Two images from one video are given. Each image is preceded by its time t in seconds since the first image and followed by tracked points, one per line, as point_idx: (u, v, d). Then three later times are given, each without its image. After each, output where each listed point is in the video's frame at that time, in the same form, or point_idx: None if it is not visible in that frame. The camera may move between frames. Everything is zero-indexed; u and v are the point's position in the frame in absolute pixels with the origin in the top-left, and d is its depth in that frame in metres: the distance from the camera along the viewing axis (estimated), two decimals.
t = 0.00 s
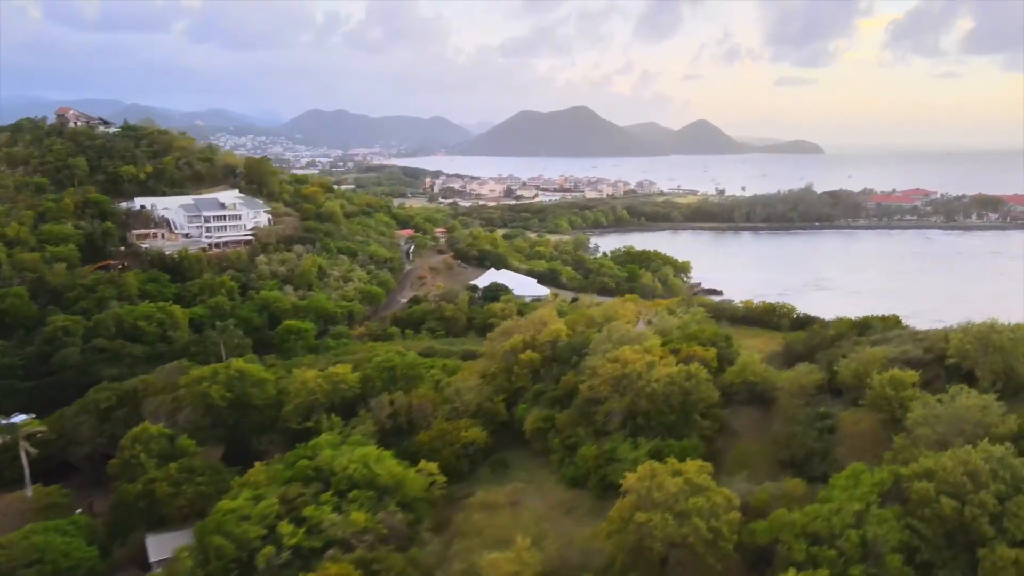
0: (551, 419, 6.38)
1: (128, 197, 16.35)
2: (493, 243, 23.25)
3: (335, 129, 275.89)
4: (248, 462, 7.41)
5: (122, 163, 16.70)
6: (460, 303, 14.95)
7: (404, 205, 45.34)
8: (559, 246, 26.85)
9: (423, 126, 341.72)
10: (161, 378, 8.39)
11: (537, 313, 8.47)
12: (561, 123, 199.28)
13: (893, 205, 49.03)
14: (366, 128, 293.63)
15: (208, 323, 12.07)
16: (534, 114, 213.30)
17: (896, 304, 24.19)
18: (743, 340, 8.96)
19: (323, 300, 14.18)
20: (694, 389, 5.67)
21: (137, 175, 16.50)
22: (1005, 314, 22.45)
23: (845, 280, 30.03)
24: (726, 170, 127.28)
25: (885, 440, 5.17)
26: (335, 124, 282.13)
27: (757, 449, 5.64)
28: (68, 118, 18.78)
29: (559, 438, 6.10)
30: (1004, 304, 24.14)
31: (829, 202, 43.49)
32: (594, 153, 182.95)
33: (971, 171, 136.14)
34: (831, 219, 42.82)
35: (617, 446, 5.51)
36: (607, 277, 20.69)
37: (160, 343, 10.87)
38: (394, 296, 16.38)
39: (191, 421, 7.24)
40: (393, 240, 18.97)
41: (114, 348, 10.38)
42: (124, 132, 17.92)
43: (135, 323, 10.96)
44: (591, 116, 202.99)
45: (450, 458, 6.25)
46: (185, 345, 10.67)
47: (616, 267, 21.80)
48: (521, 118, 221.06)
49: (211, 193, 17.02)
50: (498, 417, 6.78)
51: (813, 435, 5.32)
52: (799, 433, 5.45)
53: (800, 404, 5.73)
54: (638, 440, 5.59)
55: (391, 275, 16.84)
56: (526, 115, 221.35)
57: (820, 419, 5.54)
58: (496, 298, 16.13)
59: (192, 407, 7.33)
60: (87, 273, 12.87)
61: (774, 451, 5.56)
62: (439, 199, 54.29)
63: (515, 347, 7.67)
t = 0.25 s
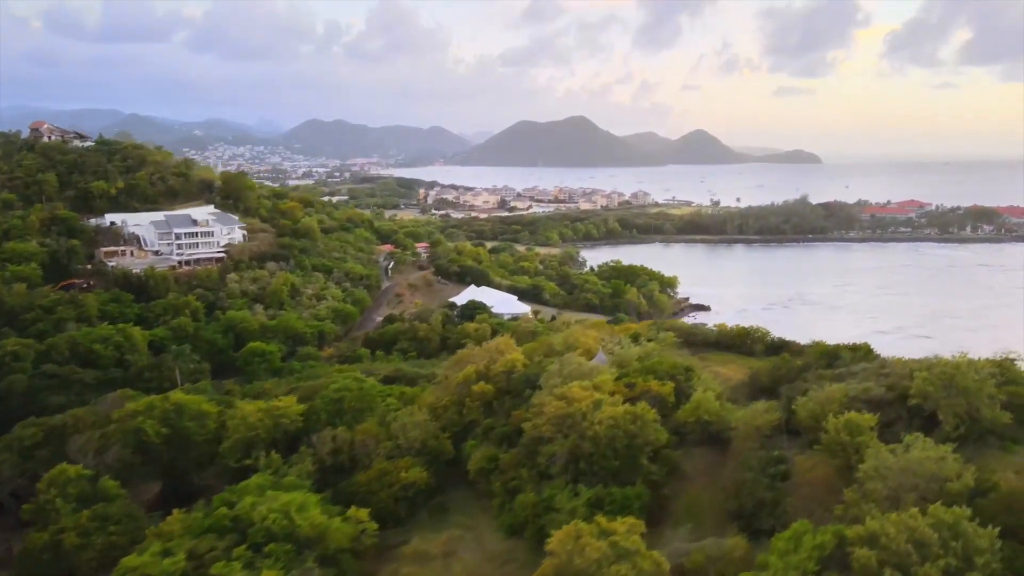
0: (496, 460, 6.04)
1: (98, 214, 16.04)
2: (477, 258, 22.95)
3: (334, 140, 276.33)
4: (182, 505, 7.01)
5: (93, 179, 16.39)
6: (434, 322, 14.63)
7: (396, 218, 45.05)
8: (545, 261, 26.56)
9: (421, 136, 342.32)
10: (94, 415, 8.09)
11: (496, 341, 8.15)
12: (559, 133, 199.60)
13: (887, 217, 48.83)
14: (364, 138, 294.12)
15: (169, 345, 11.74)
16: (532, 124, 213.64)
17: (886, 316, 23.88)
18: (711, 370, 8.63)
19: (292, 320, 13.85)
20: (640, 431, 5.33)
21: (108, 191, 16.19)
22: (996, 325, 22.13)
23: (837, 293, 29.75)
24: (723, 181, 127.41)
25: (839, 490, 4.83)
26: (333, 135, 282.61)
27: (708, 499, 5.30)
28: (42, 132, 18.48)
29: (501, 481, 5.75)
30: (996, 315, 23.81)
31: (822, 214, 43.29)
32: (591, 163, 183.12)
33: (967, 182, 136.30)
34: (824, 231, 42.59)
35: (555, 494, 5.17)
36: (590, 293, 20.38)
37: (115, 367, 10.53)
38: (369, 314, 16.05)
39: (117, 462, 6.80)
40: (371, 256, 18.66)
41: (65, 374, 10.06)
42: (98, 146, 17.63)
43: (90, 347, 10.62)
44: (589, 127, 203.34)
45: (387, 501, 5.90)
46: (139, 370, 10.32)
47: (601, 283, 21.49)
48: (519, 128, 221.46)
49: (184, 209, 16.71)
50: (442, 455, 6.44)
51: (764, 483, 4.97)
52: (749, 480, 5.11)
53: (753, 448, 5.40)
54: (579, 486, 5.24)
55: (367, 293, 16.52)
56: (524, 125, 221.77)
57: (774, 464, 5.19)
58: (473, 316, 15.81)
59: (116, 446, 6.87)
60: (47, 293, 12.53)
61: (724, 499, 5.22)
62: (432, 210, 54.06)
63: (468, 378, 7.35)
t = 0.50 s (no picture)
0: (433, 503, 5.74)
1: (67, 231, 15.72)
2: (461, 273, 22.63)
3: (332, 150, 276.76)
4: (109, 550, 6.84)
5: (63, 195, 16.09)
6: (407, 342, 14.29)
7: (387, 230, 44.79)
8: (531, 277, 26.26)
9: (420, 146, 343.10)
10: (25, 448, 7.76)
11: (450, 370, 7.85)
12: (557, 144, 199.88)
13: (881, 229, 48.58)
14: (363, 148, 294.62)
15: (128, 368, 11.40)
16: (530, 133, 213.96)
17: (875, 329, 23.51)
18: (676, 400, 8.32)
19: (261, 340, 13.52)
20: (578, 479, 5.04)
21: (78, 208, 15.89)
22: (987, 338, 21.77)
23: (828, 306, 29.40)
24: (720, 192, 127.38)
25: (786, 543, 4.49)
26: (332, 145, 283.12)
27: (650, 550, 4.98)
28: (15, 146, 18.18)
29: (436, 527, 5.41)
30: (987, 328, 23.47)
31: (815, 226, 43.04)
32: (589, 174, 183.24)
33: (965, 192, 136.31)
34: (817, 244, 42.34)
35: (485, 546, 4.86)
36: (573, 310, 20.04)
37: (67, 393, 10.19)
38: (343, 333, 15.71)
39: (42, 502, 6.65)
40: (348, 272, 18.36)
41: (13, 400, 9.72)
42: (70, 162, 17.34)
43: (41, 372, 10.28)
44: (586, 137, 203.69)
45: (316, 548, 5.61)
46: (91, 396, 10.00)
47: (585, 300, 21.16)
48: (517, 139, 221.80)
49: (156, 225, 16.40)
50: (381, 496, 6.13)
51: (707, 536, 4.65)
52: (693, 531, 4.78)
53: (702, 494, 5.06)
54: (512, 538, 4.95)
55: (341, 311, 16.20)
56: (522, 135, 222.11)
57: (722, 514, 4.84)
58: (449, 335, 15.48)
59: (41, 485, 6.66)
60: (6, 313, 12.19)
61: (668, 551, 4.90)
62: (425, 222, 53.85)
63: (416, 412, 7.06)
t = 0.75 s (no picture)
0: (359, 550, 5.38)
1: (33, 245, 15.40)
2: (442, 285, 22.27)
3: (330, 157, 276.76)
4: None
5: (29, 209, 15.77)
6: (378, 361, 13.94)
7: (376, 240, 44.46)
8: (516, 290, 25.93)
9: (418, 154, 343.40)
10: None
11: (399, 399, 7.51)
12: (554, 152, 199.88)
13: (875, 238, 48.23)
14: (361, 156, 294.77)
15: (81, 391, 11.09)
16: (527, 141, 214.02)
17: (865, 340, 23.14)
18: (638, 430, 7.99)
19: (226, 358, 13.13)
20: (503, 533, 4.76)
21: (44, 221, 15.56)
22: (979, 351, 21.39)
23: (818, 317, 29.04)
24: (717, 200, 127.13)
25: None
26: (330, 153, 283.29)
27: None
28: None
29: None
30: (979, 341, 23.12)
31: (808, 235, 42.71)
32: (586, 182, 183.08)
33: (962, 199, 135.93)
34: (810, 254, 42.01)
35: None
36: (555, 324, 19.68)
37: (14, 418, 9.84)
38: (314, 350, 15.35)
39: None
40: (324, 287, 18.00)
41: None
42: (39, 174, 17.02)
43: None
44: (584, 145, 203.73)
45: None
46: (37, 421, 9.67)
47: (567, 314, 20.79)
48: (514, 147, 221.83)
49: (126, 239, 16.04)
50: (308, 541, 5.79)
51: None
52: None
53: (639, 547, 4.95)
54: None
55: (314, 327, 15.83)
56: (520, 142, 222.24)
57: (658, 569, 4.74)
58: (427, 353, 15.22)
59: None
60: None
61: None
62: (416, 231, 53.55)
63: (356, 446, 6.70)
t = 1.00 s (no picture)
0: None
1: None
2: (424, 291, 21.95)
3: (328, 158, 276.35)
4: None
5: None
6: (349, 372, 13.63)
7: (367, 243, 44.09)
8: (502, 296, 25.60)
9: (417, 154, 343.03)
10: None
11: (346, 421, 7.15)
12: (553, 153, 199.45)
13: (870, 241, 47.90)
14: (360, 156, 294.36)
15: (34, 408, 10.87)
16: (525, 142, 213.65)
17: (854, 345, 22.82)
18: (598, 453, 7.68)
19: (190, 370, 12.78)
20: None
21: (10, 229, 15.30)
22: (968, 357, 21.08)
23: (809, 321, 28.70)
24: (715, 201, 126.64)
25: None
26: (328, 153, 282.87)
27: None
28: None
29: None
30: (970, 346, 22.75)
31: (801, 238, 42.39)
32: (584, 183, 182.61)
33: (961, 200, 135.53)
34: (803, 257, 41.67)
35: None
36: (537, 332, 19.36)
37: None
38: (286, 361, 15.00)
39: None
40: (300, 294, 17.65)
41: None
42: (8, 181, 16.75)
43: None
44: (582, 145, 203.35)
45: None
46: None
47: (550, 321, 20.47)
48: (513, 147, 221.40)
49: (95, 246, 15.73)
50: None
51: None
52: None
53: None
54: None
55: (286, 336, 15.47)
56: (518, 143, 221.89)
57: None
58: (405, 363, 15.00)
59: None
60: None
61: None
62: (409, 234, 53.20)
63: (291, 474, 6.38)
